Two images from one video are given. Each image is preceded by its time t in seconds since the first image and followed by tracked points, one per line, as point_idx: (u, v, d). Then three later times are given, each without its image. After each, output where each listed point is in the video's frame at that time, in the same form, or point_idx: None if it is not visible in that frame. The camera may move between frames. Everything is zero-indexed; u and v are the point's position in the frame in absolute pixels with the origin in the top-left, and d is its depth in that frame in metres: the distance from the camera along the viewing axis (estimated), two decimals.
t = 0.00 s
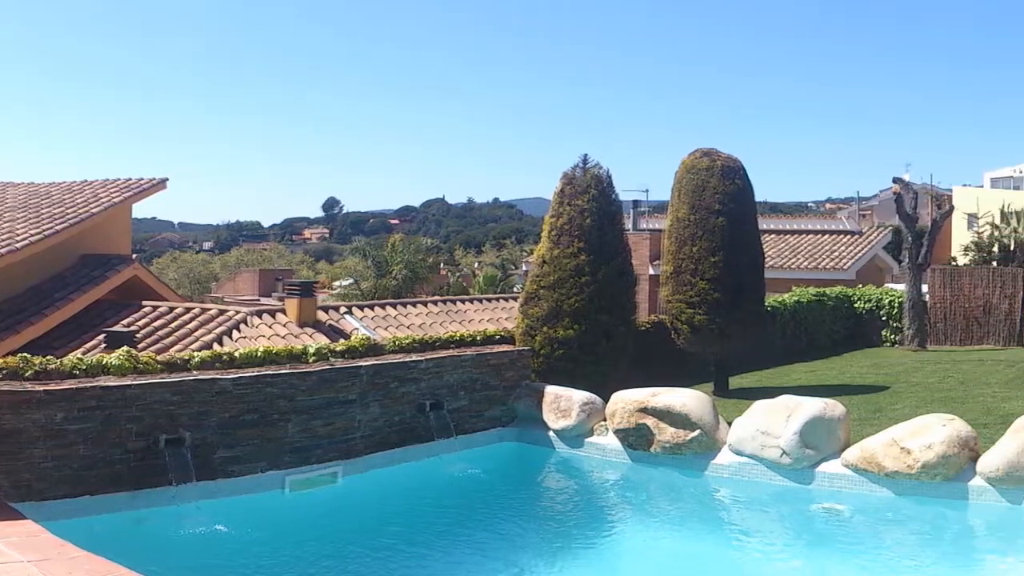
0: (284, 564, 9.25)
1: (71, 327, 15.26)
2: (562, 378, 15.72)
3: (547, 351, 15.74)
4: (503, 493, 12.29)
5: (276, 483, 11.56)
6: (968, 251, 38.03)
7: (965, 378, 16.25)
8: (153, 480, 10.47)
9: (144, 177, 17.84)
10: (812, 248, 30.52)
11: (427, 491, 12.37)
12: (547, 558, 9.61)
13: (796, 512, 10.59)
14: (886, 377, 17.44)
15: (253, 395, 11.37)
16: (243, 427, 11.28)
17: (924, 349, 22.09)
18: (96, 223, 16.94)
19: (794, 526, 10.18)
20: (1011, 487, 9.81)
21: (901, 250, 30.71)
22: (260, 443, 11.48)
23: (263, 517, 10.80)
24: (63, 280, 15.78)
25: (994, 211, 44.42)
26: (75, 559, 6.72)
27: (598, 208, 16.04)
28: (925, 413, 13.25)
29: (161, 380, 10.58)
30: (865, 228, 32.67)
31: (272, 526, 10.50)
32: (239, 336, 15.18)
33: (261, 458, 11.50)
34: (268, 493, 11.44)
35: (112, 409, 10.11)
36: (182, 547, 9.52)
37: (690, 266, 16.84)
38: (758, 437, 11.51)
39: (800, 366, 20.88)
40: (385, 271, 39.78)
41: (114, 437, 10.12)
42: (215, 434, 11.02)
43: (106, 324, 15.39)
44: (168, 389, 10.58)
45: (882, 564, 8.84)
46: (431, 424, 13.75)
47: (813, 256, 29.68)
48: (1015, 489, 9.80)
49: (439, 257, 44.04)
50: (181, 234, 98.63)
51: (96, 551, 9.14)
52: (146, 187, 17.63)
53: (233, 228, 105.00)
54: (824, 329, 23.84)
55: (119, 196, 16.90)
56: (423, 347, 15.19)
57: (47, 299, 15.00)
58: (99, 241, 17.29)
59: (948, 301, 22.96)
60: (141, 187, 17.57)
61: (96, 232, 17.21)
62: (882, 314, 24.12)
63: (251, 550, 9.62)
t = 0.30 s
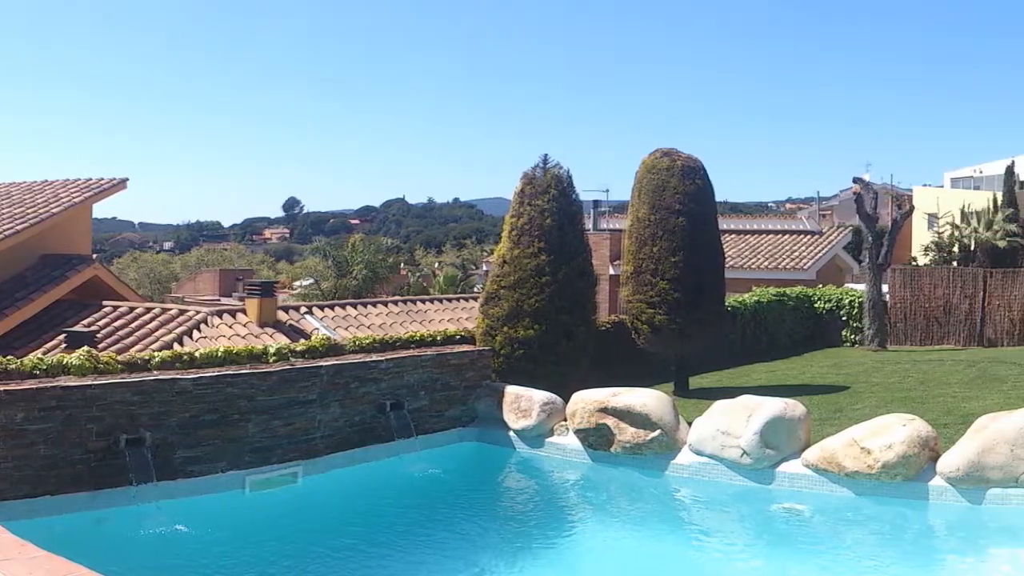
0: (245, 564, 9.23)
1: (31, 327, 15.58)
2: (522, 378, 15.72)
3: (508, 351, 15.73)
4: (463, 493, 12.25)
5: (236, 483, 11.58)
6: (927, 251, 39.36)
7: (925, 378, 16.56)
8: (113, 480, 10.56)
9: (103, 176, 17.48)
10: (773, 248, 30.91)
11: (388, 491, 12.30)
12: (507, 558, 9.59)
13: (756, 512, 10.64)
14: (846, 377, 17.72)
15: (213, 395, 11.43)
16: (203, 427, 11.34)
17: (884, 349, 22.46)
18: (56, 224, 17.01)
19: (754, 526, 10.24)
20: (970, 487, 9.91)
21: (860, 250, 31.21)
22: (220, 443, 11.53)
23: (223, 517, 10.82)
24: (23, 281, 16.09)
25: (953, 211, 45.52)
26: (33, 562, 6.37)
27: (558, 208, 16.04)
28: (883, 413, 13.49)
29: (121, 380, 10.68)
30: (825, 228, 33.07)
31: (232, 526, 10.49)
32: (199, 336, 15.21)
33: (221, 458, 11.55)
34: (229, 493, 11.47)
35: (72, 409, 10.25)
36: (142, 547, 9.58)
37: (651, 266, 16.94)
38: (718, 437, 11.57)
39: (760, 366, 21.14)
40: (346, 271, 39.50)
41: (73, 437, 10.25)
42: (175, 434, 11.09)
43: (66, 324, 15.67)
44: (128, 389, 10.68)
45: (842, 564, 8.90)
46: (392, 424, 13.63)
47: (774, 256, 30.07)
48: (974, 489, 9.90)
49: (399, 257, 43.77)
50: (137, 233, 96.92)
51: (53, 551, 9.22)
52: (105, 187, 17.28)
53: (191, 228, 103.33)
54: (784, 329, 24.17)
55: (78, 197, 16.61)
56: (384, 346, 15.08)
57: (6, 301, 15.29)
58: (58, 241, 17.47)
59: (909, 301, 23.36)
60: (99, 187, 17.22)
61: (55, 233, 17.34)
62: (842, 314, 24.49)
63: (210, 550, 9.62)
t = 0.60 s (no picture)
0: (206, 564, 9.15)
1: None
2: (482, 378, 15.68)
3: (468, 351, 15.68)
4: (424, 493, 12.16)
5: (197, 483, 11.44)
6: (886, 251, 40.39)
7: (885, 378, 16.86)
8: (73, 480, 10.41)
9: (65, 178, 17.53)
10: (733, 248, 31.23)
11: (348, 491, 12.18)
12: (468, 558, 9.53)
13: (717, 512, 10.70)
14: (806, 377, 17.97)
15: (174, 395, 11.30)
16: (164, 427, 11.20)
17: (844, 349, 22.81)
18: (15, 224, 16.93)
19: (715, 525, 10.31)
20: (930, 487, 9.93)
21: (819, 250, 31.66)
22: (181, 443, 11.39)
23: (185, 517, 10.72)
24: None
25: (913, 211, 46.52)
26: None
27: (518, 208, 16.02)
28: (842, 413, 13.69)
29: (82, 379, 10.53)
30: (785, 227, 33.46)
31: (193, 526, 10.41)
32: (160, 336, 15.00)
33: (182, 458, 11.42)
34: (189, 493, 11.33)
35: (31, 409, 10.08)
36: (103, 548, 9.50)
37: (611, 266, 17.02)
38: (679, 436, 11.63)
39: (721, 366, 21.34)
40: (305, 271, 39.01)
41: (33, 437, 10.08)
42: (136, 434, 10.93)
43: (26, 325, 15.47)
44: (89, 389, 10.52)
45: (802, 564, 8.93)
46: (352, 424, 13.53)
47: (733, 256, 30.39)
48: (933, 489, 9.93)
49: (359, 257, 43.38)
50: (90, 233, 94.82)
51: (13, 552, 9.06)
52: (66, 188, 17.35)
53: (149, 228, 101.45)
54: (743, 329, 24.44)
55: (39, 198, 16.67)
56: (344, 343, 14.96)
57: None
58: (18, 241, 17.43)
59: (868, 301, 23.79)
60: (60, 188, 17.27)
61: (16, 234, 17.26)
62: (803, 314, 24.85)
63: (172, 550, 9.55)
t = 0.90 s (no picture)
0: (165, 564, 9.12)
1: None
2: (442, 378, 15.59)
3: (428, 351, 15.59)
4: (383, 492, 12.07)
5: (157, 483, 11.41)
6: (846, 251, 41.14)
7: (845, 378, 17.14)
8: (33, 480, 10.37)
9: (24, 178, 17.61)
10: (693, 248, 31.53)
11: (308, 491, 12.08)
12: (428, 558, 9.48)
13: (677, 512, 10.78)
14: (766, 377, 18.20)
15: (134, 395, 11.27)
16: (124, 427, 11.17)
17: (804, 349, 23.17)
18: None
19: (675, 525, 10.38)
20: (890, 487, 10.01)
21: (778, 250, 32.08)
22: (141, 443, 11.36)
23: (145, 516, 10.71)
24: None
25: (873, 211, 47.49)
26: None
27: (479, 208, 15.98)
28: (801, 413, 13.89)
29: (41, 380, 10.49)
30: (745, 228, 33.84)
31: (153, 526, 10.38)
32: (119, 336, 14.91)
33: (142, 458, 11.39)
34: (148, 493, 11.30)
35: None
36: (61, 548, 9.47)
37: (571, 266, 17.07)
38: (639, 437, 11.69)
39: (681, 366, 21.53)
40: (265, 271, 38.49)
41: None
42: (96, 434, 10.91)
43: None
44: (49, 389, 10.48)
45: (762, 564, 8.99)
46: (312, 424, 13.45)
47: (693, 256, 30.66)
48: (893, 489, 10.01)
49: (320, 257, 42.98)
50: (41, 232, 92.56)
51: None
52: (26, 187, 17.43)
53: (105, 228, 99.39)
54: (703, 329, 24.67)
55: None
56: (304, 343, 14.81)
57: None
58: None
59: (829, 301, 24.18)
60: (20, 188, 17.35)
61: None
62: (763, 314, 25.18)
63: (132, 550, 9.52)
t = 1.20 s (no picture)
0: (126, 564, 9.09)
1: None
2: (403, 378, 15.49)
3: (388, 351, 15.48)
4: (343, 493, 11.94)
5: (117, 483, 11.41)
6: (807, 251, 41.78)
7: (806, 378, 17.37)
8: None
9: None
10: (653, 248, 31.76)
11: (268, 491, 11.93)
12: (389, 558, 9.41)
13: (638, 512, 10.82)
14: (727, 377, 18.38)
15: (95, 395, 11.26)
16: (84, 427, 11.17)
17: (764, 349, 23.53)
18: None
19: (635, 526, 10.42)
20: (850, 487, 10.15)
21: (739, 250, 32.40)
22: (101, 443, 11.34)
23: (105, 516, 10.68)
24: None
25: (834, 211, 48.35)
26: None
27: (439, 208, 15.89)
28: (761, 412, 14.04)
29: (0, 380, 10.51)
30: (705, 227, 34.14)
31: (114, 526, 10.37)
32: (80, 336, 14.77)
33: (103, 458, 11.37)
34: (109, 493, 11.30)
35: None
36: (21, 548, 9.46)
37: (532, 266, 17.07)
38: (599, 437, 11.74)
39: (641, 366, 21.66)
40: (226, 271, 37.98)
41: None
42: (56, 434, 10.92)
43: None
44: (9, 389, 10.53)
45: (722, 564, 9.07)
46: (272, 424, 13.36)
47: (654, 256, 30.89)
48: (853, 489, 10.15)
49: (280, 257, 42.50)
50: None
51: None
52: None
53: (60, 228, 97.28)
54: (664, 329, 24.86)
55: None
56: (264, 342, 14.62)
57: None
58: None
59: (789, 301, 24.56)
60: None
61: None
62: (723, 314, 25.45)
63: (93, 550, 9.47)
